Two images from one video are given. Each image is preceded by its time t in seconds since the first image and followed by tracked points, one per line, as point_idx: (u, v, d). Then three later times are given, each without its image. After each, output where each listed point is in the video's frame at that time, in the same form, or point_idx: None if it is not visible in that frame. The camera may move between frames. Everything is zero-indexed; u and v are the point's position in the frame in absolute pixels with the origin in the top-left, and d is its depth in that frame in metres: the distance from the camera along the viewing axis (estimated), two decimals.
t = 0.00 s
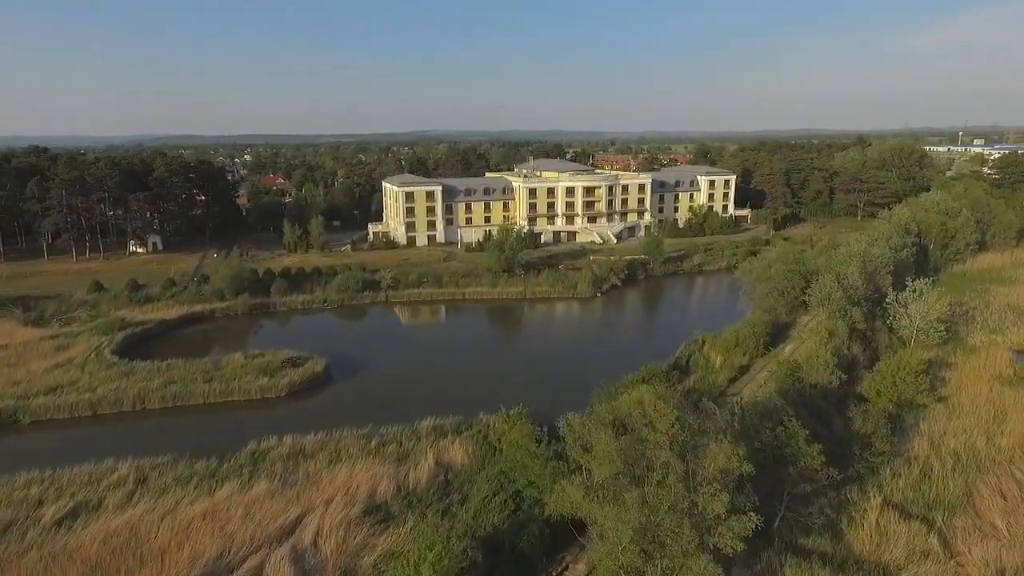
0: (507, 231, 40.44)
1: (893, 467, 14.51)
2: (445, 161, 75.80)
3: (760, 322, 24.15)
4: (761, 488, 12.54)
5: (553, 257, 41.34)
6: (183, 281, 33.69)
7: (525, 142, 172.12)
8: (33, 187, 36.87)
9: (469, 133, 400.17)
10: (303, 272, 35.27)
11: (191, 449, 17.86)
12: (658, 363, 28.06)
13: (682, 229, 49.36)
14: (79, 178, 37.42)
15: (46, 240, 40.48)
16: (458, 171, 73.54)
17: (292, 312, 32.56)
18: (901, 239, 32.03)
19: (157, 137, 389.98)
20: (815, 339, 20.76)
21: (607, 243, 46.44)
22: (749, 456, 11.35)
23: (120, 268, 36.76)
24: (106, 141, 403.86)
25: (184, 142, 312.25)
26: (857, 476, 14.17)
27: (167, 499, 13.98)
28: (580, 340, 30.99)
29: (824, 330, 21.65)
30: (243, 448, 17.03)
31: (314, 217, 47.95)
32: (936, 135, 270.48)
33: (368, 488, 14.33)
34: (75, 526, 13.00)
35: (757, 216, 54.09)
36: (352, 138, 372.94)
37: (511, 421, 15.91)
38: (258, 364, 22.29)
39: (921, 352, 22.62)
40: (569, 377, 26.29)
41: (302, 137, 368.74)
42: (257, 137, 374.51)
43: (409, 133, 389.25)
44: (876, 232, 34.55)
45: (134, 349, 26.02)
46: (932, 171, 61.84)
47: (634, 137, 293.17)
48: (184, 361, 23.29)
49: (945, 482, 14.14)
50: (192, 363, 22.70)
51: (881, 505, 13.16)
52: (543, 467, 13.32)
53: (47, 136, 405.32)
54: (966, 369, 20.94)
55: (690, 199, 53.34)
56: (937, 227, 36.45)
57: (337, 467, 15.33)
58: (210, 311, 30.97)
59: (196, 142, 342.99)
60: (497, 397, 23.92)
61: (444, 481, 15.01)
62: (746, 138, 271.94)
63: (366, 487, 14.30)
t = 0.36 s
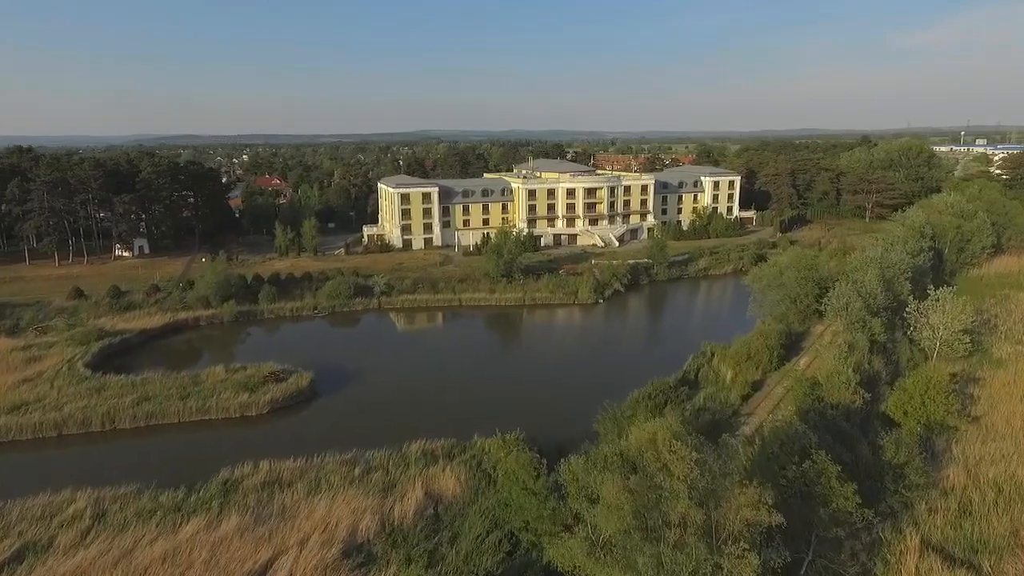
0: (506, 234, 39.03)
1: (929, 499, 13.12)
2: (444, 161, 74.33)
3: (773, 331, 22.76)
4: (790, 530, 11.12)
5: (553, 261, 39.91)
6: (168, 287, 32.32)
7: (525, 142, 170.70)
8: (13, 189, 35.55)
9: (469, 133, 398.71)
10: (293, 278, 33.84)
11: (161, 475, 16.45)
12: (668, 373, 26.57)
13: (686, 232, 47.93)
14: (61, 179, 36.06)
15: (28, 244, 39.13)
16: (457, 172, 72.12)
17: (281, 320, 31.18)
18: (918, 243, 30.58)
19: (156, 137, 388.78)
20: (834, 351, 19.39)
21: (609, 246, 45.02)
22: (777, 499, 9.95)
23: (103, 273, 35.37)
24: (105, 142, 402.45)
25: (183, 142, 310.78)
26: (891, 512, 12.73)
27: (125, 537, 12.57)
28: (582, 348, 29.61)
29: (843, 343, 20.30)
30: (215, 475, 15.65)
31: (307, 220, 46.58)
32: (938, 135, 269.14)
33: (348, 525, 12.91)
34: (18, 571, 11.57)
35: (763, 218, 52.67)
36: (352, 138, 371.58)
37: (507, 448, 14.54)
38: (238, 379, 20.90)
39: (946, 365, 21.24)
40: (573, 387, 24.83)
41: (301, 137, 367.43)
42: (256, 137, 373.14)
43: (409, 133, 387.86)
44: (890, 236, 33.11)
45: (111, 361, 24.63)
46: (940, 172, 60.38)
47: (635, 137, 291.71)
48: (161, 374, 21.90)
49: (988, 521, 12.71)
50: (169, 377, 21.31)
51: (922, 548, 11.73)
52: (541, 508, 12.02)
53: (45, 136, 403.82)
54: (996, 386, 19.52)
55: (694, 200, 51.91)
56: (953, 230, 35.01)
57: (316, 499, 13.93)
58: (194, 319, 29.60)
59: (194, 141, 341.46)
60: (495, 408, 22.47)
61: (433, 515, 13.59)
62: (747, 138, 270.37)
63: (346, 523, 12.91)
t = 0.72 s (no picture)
0: (504, 238, 37.61)
1: (973, 542, 11.66)
2: (442, 161, 72.92)
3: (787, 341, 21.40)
4: None
5: (553, 265, 38.49)
6: (151, 294, 30.93)
7: (527, 142, 169.48)
8: None
9: (469, 133, 397.48)
10: (281, 284, 32.48)
11: (124, 507, 15.04)
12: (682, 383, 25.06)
13: (690, 235, 46.52)
14: (42, 181, 34.69)
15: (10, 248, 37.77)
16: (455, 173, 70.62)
17: (268, 329, 29.78)
18: (936, 249, 29.15)
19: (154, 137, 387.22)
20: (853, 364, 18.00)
21: (610, 250, 43.61)
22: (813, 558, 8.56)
23: (84, 278, 34.00)
24: (104, 142, 400.70)
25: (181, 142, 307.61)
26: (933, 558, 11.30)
27: None
28: (584, 357, 28.19)
29: (864, 358, 18.88)
30: (182, 508, 14.23)
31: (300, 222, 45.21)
32: (942, 135, 267.31)
33: (323, 570, 11.50)
34: None
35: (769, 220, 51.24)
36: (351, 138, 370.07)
37: (503, 482, 13.17)
38: (215, 397, 19.52)
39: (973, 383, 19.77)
40: (579, 399, 23.33)
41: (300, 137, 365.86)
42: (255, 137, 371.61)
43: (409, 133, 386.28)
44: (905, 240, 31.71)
45: (84, 375, 23.23)
46: (950, 173, 58.91)
47: (636, 137, 290.37)
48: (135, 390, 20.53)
49: None
50: (142, 394, 19.90)
51: None
52: (541, 563, 11.22)
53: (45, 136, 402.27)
54: None
55: (698, 202, 50.52)
56: (969, 234, 33.57)
57: (290, 539, 12.50)
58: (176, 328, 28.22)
59: (194, 141, 339.72)
60: (492, 424, 20.97)
61: (420, 558, 12.20)
62: (749, 138, 268.73)
63: (321, 569, 11.48)
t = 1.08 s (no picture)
0: (502, 242, 36.16)
1: None
2: (440, 162, 71.53)
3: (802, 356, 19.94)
4: None
5: (553, 270, 37.07)
6: (132, 302, 29.52)
7: (526, 142, 167.71)
8: None
9: (469, 133, 396.24)
10: (269, 291, 31.07)
11: (78, 547, 13.57)
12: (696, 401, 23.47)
13: (694, 238, 45.17)
14: (21, 184, 33.38)
15: None
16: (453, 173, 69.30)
17: (253, 340, 28.36)
18: (956, 254, 27.69)
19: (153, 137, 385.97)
20: (876, 381, 16.56)
21: (612, 254, 42.19)
22: None
23: (63, 285, 32.54)
24: (102, 142, 398.87)
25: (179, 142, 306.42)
26: None
27: None
28: (586, 368, 26.68)
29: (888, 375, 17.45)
30: (139, 551, 12.75)
31: (292, 226, 43.87)
32: (943, 135, 265.89)
33: None
34: None
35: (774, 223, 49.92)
36: (350, 138, 368.78)
37: (499, 524, 11.79)
38: (189, 418, 18.08)
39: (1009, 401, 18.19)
40: (584, 417, 21.80)
41: (299, 137, 364.63)
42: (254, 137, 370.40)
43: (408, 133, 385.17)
44: (921, 245, 30.29)
45: (54, 392, 21.84)
46: (958, 174, 57.48)
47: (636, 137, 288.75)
48: (104, 410, 19.08)
49: None
50: (110, 414, 18.44)
51: None
52: None
53: (42, 137, 400.28)
54: None
55: (701, 204, 49.16)
56: (987, 238, 32.14)
57: None
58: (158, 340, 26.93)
59: (192, 142, 337.59)
60: (488, 444, 19.50)
61: None
62: (750, 138, 267.19)
63: None
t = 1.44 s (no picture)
0: (499, 246, 34.80)
1: None
2: (437, 162, 70.17)
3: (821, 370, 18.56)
4: None
5: (552, 276, 35.69)
6: (110, 310, 28.12)
7: (525, 142, 166.36)
8: None
9: (467, 133, 395.04)
10: (255, 298, 29.67)
11: None
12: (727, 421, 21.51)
13: (697, 241, 43.82)
14: None
15: None
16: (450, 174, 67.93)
17: (237, 351, 26.96)
18: (977, 259, 26.30)
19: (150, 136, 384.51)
20: (903, 401, 15.17)
21: (613, 258, 40.82)
22: None
23: (41, 292, 31.14)
24: (101, 142, 396.65)
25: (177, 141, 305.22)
26: None
27: None
28: (591, 379, 25.20)
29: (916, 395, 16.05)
30: None
31: (283, 228, 42.49)
32: (944, 135, 264.79)
33: None
34: None
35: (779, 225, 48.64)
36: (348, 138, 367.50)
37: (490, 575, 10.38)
38: (158, 441, 16.70)
39: None
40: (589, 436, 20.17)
41: (297, 136, 363.37)
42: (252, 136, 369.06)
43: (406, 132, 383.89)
44: (937, 250, 28.93)
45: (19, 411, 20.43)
46: (966, 175, 56.32)
47: (636, 137, 287.03)
48: (67, 431, 17.66)
49: None
50: (73, 436, 17.01)
51: None
52: None
53: (39, 137, 397.93)
54: None
55: (704, 206, 47.85)
56: (1006, 242, 30.79)
57: None
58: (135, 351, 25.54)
59: (190, 141, 336.44)
60: (481, 469, 17.98)
61: None
62: (750, 137, 265.76)
63: None
